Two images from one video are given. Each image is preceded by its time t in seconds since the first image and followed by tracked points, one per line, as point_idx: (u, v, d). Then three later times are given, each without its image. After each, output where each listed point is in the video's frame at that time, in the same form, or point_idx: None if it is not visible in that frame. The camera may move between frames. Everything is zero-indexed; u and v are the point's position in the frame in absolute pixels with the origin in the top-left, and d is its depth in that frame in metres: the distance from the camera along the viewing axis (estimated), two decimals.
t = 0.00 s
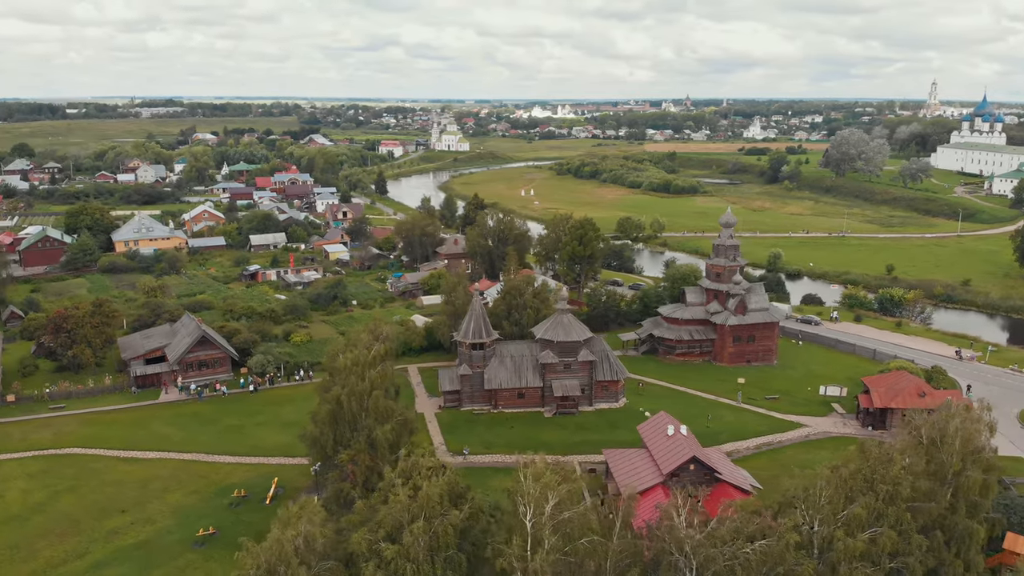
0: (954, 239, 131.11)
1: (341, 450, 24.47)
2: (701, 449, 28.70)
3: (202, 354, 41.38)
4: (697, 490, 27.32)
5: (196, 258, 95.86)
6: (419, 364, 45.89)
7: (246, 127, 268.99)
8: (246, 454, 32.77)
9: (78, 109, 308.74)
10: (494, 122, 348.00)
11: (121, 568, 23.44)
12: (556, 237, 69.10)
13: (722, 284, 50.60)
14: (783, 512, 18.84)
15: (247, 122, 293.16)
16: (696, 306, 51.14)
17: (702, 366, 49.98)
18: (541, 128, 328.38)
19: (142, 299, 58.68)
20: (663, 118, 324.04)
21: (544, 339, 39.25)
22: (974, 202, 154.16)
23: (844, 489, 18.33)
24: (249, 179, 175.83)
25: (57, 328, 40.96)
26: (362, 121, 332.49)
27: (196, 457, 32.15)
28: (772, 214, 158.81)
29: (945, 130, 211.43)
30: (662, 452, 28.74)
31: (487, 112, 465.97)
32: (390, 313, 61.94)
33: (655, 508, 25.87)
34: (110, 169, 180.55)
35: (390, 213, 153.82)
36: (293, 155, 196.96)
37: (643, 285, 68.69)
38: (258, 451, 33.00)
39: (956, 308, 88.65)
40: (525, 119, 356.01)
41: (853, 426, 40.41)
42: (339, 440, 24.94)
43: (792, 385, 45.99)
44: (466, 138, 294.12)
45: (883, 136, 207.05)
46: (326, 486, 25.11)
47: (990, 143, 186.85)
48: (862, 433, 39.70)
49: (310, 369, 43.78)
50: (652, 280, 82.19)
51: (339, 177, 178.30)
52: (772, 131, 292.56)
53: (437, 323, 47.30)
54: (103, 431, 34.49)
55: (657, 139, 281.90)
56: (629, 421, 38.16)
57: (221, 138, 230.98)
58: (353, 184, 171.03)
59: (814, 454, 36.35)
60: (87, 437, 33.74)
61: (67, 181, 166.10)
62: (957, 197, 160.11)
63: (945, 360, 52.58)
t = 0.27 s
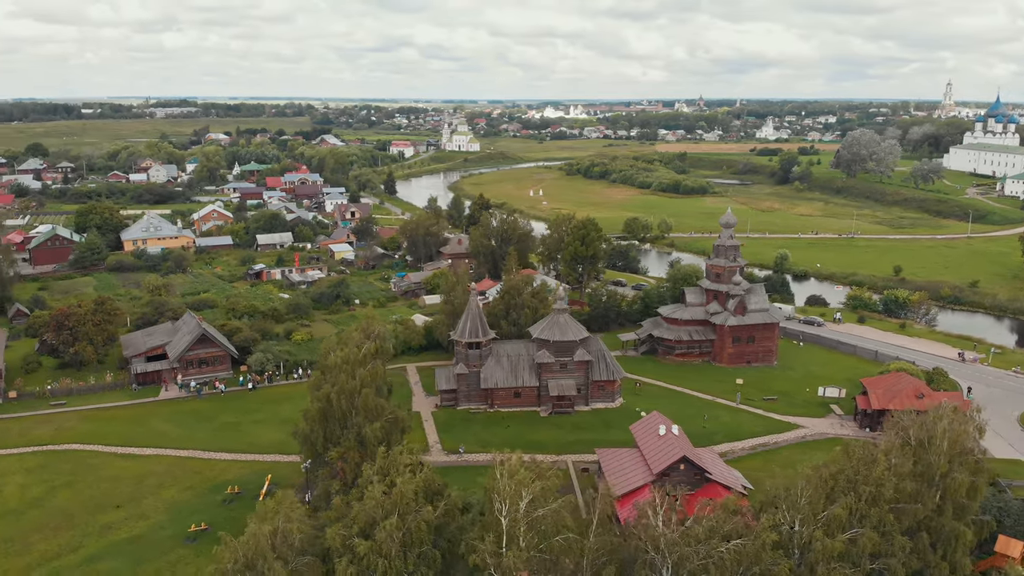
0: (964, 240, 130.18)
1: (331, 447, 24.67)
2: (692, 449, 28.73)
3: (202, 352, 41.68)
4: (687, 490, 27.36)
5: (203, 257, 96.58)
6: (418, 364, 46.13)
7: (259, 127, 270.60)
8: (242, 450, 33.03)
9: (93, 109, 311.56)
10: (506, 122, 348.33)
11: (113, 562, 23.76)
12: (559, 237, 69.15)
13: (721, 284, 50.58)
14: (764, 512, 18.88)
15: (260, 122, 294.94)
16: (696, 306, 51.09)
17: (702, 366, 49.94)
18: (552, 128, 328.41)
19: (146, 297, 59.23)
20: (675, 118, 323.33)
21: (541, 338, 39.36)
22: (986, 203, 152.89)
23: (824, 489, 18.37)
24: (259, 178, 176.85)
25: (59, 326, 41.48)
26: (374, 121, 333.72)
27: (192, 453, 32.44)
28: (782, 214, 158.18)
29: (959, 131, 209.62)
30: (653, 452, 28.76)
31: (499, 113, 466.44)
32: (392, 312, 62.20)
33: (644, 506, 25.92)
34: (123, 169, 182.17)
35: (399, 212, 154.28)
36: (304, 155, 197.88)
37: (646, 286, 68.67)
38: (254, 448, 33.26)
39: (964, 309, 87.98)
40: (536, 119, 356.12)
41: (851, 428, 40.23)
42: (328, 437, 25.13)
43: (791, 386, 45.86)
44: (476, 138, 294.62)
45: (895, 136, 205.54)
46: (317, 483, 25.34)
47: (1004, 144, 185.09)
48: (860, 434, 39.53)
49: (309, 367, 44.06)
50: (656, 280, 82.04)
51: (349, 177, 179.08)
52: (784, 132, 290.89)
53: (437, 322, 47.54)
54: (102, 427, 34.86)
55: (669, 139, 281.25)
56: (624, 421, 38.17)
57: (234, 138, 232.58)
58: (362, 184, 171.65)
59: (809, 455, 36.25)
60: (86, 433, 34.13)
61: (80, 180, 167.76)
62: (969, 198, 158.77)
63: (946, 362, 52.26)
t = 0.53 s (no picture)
0: (974, 242, 129.06)
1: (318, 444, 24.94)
2: (680, 447, 28.80)
3: (201, 349, 42.08)
4: (673, 488, 27.41)
5: (210, 255, 97.27)
6: (415, 362, 46.37)
7: (272, 127, 272.04)
8: (236, 445, 33.35)
9: (109, 108, 314.36)
10: (518, 122, 348.38)
11: (103, 554, 24.14)
12: (560, 237, 69.21)
13: (720, 284, 50.52)
14: (740, 511, 18.94)
15: (273, 122, 296.52)
16: (694, 306, 51.01)
17: (700, 367, 49.86)
18: (565, 128, 328.22)
19: (150, 295, 59.76)
20: (688, 118, 322.24)
21: (535, 337, 39.48)
22: (998, 204, 151.45)
23: (798, 488, 18.44)
24: (270, 177, 177.76)
25: (60, 322, 42.07)
26: (387, 121, 334.75)
27: (186, 449, 32.80)
28: (792, 215, 157.41)
29: (973, 131, 207.57)
30: (642, 450, 28.81)
31: (512, 113, 466.70)
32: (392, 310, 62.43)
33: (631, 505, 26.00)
34: (136, 168, 183.77)
35: (407, 211, 154.71)
36: (315, 155, 198.69)
37: (647, 285, 68.60)
38: (248, 442, 33.59)
39: (971, 311, 87.19)
40: (549, 119, 355.90)
41: (847, 429, 40.12)
42: (316, 433, 25.45)
43: (788, 386, 45.73)
44: (487, 138, 294.85)
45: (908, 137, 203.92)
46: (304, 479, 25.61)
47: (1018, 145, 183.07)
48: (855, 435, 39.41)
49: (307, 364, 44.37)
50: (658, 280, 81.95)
51: (359, 176, 179.71)
52: (798, 132, 288.93)
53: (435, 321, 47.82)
54: (99, 422, 35.29)
55: (681, 140, 280.35)
56: (617, 420, 38.20)
57: (247, 138, 233.86)
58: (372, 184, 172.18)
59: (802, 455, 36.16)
60: (83, 427, 34.58)
61: (93, 179, 169.40)
62: (981, 199, 157.34)
63: (947, 364, 51.94)
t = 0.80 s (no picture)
0: (984, 243, 127.95)
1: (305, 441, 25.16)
2: (668, 446, 28.88)
3: (200, 347, 42.50)
4: (660, 487, 27.50)
5: (216, 254, 97.95)
6: (412, 361, 46.63)
7: (284, 127, 273.51)
8: (230, 442, 33.66)
9: (124, 108, 317.16)
10: (529, 122, 348.42)
11: (92, 547, 24.48)
12: (560, 236, 69.26)
13: (718, 284, 50.50)
14: (715, 510, 18.98)
15: (285, 122, 298.06)
16: (692, 306, 50.98)
17: (697, 367, 49.83)
18: (576, 128, 328.01)
19: (153, 293, 60.37)
20: (701, 118, 321.08)
21: (529, 337, 39.61)
22: (1009, 204, 150.01)
23: (773, 488, 18.50)
24: (280, 177, 178.83)
25: (61, 320, 42.62)
26: (398, 121, 335.76)
27: (181, 445, 33.16)
28: (801, 215, 156.65)
29: (986, 131, 205.59)
30: (629, 449, 28.90)
31: (524, 113, 466.93)
32: (392, 309, 62.72)
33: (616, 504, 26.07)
34: (147, 167, 185.35)
35: (415, 211, 155.20)
36: (325, 155, 199.65)
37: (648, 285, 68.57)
38: (241, 439, 33.90)
39: (979, 312, 86.29)
40: (560, 119, 355.66)
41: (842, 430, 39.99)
42: (302, 431, 25.66)
43: (784, 387, 45.66)
44: (498, 138, 295.21)
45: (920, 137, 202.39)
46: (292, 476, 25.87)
47: None
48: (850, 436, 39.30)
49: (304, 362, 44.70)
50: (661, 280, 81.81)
51: (368, 176, 180.37)
52: (812, 132, 286.96)
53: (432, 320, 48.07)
54: (96, 418, 35.73)
55: (693, 140, 279.49)
56: (609, 420, 38.27)
57: (259, 137, 235.43)
58: (381, 184, 172.79)
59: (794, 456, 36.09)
60: (80, 423, 35.05)
61: (105, 178, 170.99)
62: (993, 200, 155.88)
63: (947, 366, 51.57)
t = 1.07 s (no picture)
0: (992, 244, 127.04)
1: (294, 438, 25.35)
2: (658, 446, 28.93)
3: (198, 344, 42.81)
4: (648, 486, 27.52)
5: (222, 253, 98.50)
6: (410, 360, 46.82)
7: (294, 126, 274.59)
8: (225, 439, 33.89)
9: (136, 108, 319.28)
10: (539, 122, 348.33)
11: (84, 542, 24.74)
12: (561, 236, 69.34)
13: (716, 284, 50.51)
14: (695, 509, 19.00)
15: (295, 122, 299.22)
16: (690, 306, 50.98)
17: (695, 367, 49.81)
18: (585, 128, 327.77)
19: (155, 291, 60.84)
20: (712, 119, 320.20)
21: (524, 336, 39.71)
22: (1020, 206, 148.84)
23: (752, 487, 18.48)
24: (289, 176, 179.60)
25: (61, 317, 43.13)
26: (408, 121, 336.45)
27: (176, 442, 33.43)
28: (808, 216, 155.98)
29: (998, 131, 204.03)
30: (618, 448, 28.95)
31: (535, 113, 467.07)
32: (392, 309, 62.91)
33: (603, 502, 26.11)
34: (158, 166, 186.59)
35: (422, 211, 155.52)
36: (334, 155, 200.29)
37: (649, 285, 68.52)
38: (236, 437, 34.11)
39: (984, 314, 85.52)
40: (569, 119, 355.47)
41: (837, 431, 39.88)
42: (291, 428, 25.84)
43: (781, 388, 45.57)
44: (507, 138, 295.41)
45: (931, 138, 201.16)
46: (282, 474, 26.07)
47: None
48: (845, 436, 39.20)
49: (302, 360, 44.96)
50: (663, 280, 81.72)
51: (376, 175, 180.87)
52: (823, 133, 285.47)
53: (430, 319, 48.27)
54: (94, 415, 36.11)
55: (704, 140, 278.72)
56: (603, 420, 38.30)
57: (269, 137, 236.59)
58: (388, 183, 173.28)
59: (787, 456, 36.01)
60: (78, 420, 35.42)
61: (115, 177, 172.23)
62: (1004, 201, 154.72)
63: (947, 368, 51.28)
